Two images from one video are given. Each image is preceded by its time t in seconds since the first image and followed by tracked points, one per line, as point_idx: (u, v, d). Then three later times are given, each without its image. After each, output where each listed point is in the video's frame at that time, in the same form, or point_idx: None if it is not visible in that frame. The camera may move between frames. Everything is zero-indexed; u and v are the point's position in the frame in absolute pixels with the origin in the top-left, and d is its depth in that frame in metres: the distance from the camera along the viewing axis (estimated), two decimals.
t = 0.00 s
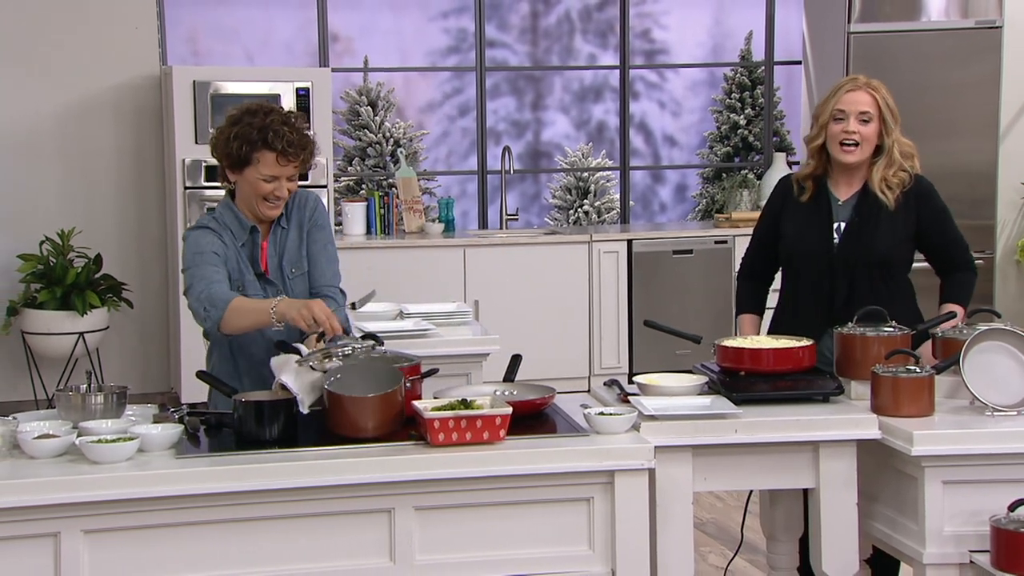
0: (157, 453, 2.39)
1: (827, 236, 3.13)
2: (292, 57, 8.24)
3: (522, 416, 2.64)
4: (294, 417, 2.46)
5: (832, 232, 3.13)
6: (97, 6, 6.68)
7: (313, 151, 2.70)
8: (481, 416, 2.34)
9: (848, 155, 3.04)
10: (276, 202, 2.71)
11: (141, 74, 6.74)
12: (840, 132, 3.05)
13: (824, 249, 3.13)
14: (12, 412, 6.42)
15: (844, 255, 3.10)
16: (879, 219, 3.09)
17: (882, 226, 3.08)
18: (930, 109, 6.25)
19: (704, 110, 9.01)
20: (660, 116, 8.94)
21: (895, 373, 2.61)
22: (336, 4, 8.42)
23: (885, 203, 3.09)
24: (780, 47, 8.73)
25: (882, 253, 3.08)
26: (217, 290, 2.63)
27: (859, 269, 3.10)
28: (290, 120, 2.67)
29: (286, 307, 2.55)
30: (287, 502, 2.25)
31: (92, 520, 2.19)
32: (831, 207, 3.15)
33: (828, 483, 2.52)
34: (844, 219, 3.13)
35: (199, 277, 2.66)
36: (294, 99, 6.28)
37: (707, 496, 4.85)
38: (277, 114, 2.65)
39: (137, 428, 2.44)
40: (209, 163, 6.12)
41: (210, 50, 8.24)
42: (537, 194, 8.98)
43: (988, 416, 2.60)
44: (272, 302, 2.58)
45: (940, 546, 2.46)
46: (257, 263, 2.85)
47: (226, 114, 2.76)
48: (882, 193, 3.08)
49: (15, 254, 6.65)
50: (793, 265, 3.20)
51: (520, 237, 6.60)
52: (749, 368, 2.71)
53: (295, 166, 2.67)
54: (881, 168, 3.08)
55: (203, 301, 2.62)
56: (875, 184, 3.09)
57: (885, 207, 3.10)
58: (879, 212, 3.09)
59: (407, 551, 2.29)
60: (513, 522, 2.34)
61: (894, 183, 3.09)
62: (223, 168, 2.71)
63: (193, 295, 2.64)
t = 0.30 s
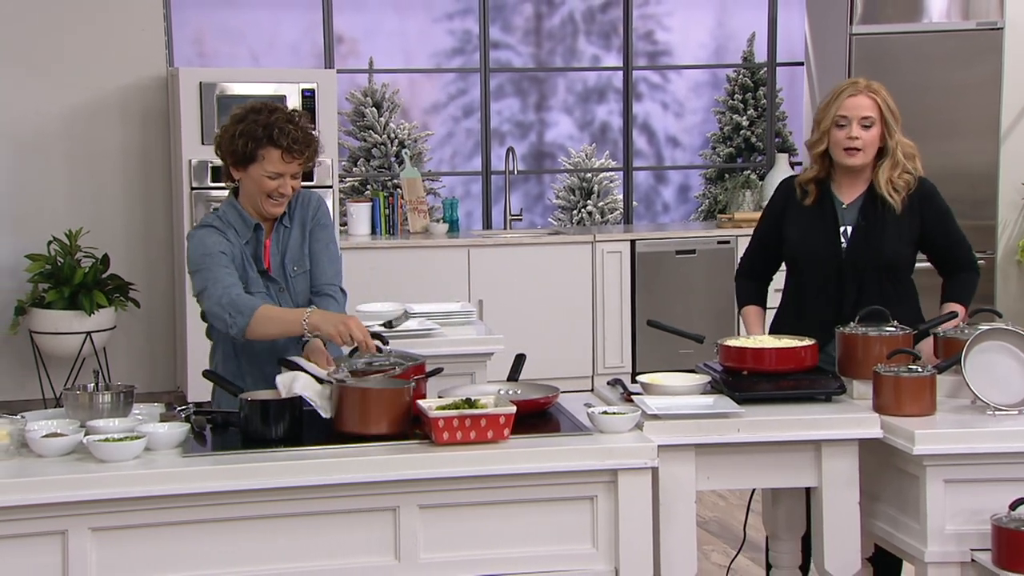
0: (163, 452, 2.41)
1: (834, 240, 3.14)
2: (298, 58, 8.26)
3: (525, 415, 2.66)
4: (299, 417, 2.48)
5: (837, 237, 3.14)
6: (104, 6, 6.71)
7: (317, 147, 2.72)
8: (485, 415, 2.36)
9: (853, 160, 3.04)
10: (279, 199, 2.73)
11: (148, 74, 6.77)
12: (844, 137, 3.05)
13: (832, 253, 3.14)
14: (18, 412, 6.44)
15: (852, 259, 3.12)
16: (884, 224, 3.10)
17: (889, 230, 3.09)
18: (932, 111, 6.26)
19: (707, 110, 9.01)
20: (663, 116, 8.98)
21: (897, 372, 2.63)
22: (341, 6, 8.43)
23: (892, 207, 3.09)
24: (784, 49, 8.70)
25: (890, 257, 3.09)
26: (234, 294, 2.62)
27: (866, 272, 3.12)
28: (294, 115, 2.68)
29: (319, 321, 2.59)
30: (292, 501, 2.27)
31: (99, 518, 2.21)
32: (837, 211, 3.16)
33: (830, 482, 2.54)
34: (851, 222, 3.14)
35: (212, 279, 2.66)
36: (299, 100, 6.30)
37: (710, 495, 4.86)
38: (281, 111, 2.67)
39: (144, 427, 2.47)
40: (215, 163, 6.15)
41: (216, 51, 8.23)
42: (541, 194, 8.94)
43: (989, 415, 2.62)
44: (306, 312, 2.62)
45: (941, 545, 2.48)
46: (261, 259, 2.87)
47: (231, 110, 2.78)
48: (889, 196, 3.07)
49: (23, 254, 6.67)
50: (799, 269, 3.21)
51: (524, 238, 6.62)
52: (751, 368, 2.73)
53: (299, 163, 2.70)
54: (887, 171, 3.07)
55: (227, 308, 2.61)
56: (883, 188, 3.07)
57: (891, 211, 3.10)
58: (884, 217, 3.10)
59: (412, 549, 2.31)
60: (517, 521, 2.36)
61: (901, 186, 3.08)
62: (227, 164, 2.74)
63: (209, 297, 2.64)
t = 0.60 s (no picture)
0: (171, 450, 2.44)
1: (827, 242, 3.15)
2: (304, 60, 8.30)
3: (530, 414, 2.69)
4: (306, 415, 2.51)
5: (830, 239, 3.15)
6: (111, 8, 6.74)
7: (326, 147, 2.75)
8: (490, 414, 2.39)
9: (831, 164, 3.04)
10: (290, 198, 2.76)
11: (154, 76, 6.81)
12: (822, 144, 3.05)
13: (825, 255, 3.15)
14: (26, 411, 6.48)
15: (846, 262, 3.14)
16: (874, 227, 3.13)
17: (880, 232, 3.13)
18: (935, 112, 6.28)
19: (709, 112, 9.02)
20: (666, 117, 9.00)
21: (897, 372, 2.65)
22: (346, 8, 8.38)
23: (882, 211, 3.12)
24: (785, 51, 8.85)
25: (883, 258, 3.13)
26: (250, 294, 2.64)
27: (859, 274, 3.14)
28: (304, 116, 2.72)
29: (335, 327, 2.59)
30: (298, 499, 2.30)
31: (108, 515, 2.24)
32: (827, 213, 3.17)
33: (832, 480, 2.57)
34: (843, 224, 3.16)
35: (228, 277, 2.68)
36: (305, 102, 6.33)
37: (712, 493, 4.89)
38: (290, 111, 2.70)
39: (153, 425, 2.50)
40: (222, 164, 6.19)
41: (224, 53, 8.25)
42: (545, 195, 8.98)
43: (990, 413, 2.65)
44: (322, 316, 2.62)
45: (942, 542, 2.50)
46: (275, 258, 2.90)
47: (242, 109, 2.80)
48: (877, 201, 3.11)
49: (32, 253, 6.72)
50: (790, 271, 3.21)
51: (527, 238, 6.65)
52: (754, 367, 2.76)
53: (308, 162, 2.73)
54: (871, 175, 3.11)
55: (244, 309, 2.62)
56: (869, 192, 3.11)
57: (881, 215, 3.13)
58: (873, 221, 3.13)
59: (417, 546, 2.34)
60: (522, 518, 2.39)
61: (887, 191, 3.12)
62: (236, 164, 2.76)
63: (225, 296, 2.66)
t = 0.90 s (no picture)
0: (179, 447, 2.47)
1: (807, 241, 3.16)
2: (310, 62, 8.31)
3: (535, 412, 2.72)
4: (312, 414, 2.53)
5: (810, 237, 3.16)
6: (119, 9, 6.77)
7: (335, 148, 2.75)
8: (495, 412, 2.42)
9: (799, 165, 3.09)
10: (298, 198, 2.77)
11: (162, 76, 6.84)
12: (791, 143, 3.10)
13: (807, 252, 3.16)
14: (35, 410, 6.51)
15: (829, 259, 3.16)
16: (851, 226, 3.15)
17: (859, 231, 3.15)
18: (938, 113, 6.31)
19: (713, 113, 9.07)
20: (669, 118, 9.01)
21: (900, 371, 2.67)
22: (354, 9, 8.45)
23: (854, 214, 3.15)
24: (787, 51, 8.71)
25: (864, 255, 3.16)
26: (260, 290, 2.67)
27: (841, 271, 3.16)
28: (313, 117, 2.73)
29: (339, 327, 2.59)
30: (304, 497, 2.33)
31: (116, 512, 2.27)
32: (806, 211, 3.19)
33: (834, 478, 2.59)
34: (822, 222, 3.18)
35: (239, 274, 2.71)
36: (312, 103, 6.37)
37: (716, 490, 4.90)
38: (300, 112, 2.72)
39: (161, 423, 2.53)
40: (230, 164, 6.22)
41: (232, 55, 8.28)
42: (549, 195, 9.02)
43: (992, 413, 2.68)
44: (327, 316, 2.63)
45: (944, 540, 2.52)
46: (294, 252, 2.92)
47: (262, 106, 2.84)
48: (847, 205, 3.14)
49: (42, 253, 6.76)
50: (772, 270, 3.20)
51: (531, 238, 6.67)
52: (757, 366, 2.78)
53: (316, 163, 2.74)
54: (841, 179, 3.13)
55: (254, 305, 2.65)
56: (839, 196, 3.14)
57: (854, 217, 3.15)
58: (848, 220, 3.15)
59: (422, 544, 2.36)
60: (526, 515, 2.41)
61: (859, 196, 3.15)
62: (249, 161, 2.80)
63: (235, 292, 2.69)
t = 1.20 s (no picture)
0: (189, 443, 2.50)
1: (799, 239, 3.19)
2: (319, 62, 8.34)
3: (543, 409, 2.74)
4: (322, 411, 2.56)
5: (802, 236, 3.19)
6: (129, 9, 6.81)
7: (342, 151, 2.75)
8: (502, 409, 2.44)
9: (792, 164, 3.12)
10: (307, 198, 2.79)
11: (172, 76, 6.88)
12: (784, 143, 3.14)
13: (798, 251, 3.18)
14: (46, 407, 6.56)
15: (820, 257, 3.18)
16: (840, 225, 3.18)
17: (848, 229, 3.18)
18: (944, 113, 6.32)
19: (718, 112, 9.10)
20: (676, 118, 9.08)
21: (904, 368, 2.69)
22: (363, 11, 8.47)
23: (840, 213, 3.17)
24: (794, 52, 8.74)
25: (856, 253, 3.18)
26: (223, 284, 2.74)
27: (833, 270, 3.19)
28: (325, 120, 2.74)
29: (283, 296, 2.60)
30: (315, 493, 2.36)
31: (128, 508, 2.30)
32: (796, 211, 3.21)
33: (839, 475, 2.61)
34: (812, 221, 3.21)
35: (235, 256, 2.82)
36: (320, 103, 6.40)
37: (722, 487, 4.93)
38: (313, 115, 2.73)
39: (171, 420, 2.56)
40: (240, 164, 6.25)
41: (241, 55, 8.30)
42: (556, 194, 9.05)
43: (996, 409, 2.69)
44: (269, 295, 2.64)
45: (948, 536, 2.55)
46: (315, 248, 2.94)
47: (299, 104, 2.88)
48: (834, 205, 3.17)
49: (53, 251, 6.80)
50: (766, 270, 3.22)
51: (538, 237, 6.69)
52: (763, 363, 2.80)
53: (322, 165, 2.74)
54: (828, 180, 3.18)
55: (214, 299, 2.72)
56: (827, 196, 3.18)
57: (841, 216, 3.18)
58: (836, 219, 3.18)
59: (431, 539, 2.39)
60: (534, 511, 2.44)
61: (846, 196, 3.19)
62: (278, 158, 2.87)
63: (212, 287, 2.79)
